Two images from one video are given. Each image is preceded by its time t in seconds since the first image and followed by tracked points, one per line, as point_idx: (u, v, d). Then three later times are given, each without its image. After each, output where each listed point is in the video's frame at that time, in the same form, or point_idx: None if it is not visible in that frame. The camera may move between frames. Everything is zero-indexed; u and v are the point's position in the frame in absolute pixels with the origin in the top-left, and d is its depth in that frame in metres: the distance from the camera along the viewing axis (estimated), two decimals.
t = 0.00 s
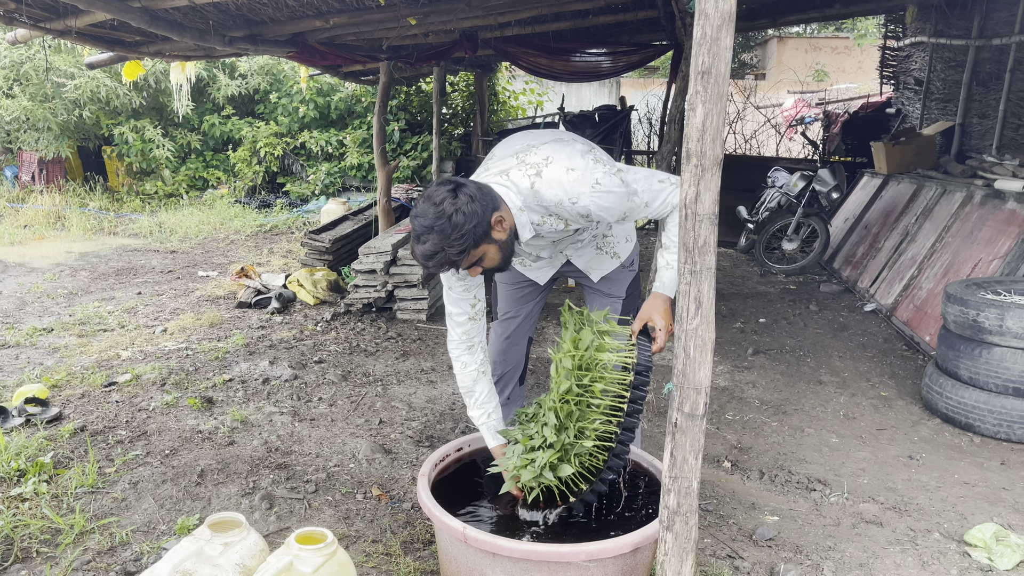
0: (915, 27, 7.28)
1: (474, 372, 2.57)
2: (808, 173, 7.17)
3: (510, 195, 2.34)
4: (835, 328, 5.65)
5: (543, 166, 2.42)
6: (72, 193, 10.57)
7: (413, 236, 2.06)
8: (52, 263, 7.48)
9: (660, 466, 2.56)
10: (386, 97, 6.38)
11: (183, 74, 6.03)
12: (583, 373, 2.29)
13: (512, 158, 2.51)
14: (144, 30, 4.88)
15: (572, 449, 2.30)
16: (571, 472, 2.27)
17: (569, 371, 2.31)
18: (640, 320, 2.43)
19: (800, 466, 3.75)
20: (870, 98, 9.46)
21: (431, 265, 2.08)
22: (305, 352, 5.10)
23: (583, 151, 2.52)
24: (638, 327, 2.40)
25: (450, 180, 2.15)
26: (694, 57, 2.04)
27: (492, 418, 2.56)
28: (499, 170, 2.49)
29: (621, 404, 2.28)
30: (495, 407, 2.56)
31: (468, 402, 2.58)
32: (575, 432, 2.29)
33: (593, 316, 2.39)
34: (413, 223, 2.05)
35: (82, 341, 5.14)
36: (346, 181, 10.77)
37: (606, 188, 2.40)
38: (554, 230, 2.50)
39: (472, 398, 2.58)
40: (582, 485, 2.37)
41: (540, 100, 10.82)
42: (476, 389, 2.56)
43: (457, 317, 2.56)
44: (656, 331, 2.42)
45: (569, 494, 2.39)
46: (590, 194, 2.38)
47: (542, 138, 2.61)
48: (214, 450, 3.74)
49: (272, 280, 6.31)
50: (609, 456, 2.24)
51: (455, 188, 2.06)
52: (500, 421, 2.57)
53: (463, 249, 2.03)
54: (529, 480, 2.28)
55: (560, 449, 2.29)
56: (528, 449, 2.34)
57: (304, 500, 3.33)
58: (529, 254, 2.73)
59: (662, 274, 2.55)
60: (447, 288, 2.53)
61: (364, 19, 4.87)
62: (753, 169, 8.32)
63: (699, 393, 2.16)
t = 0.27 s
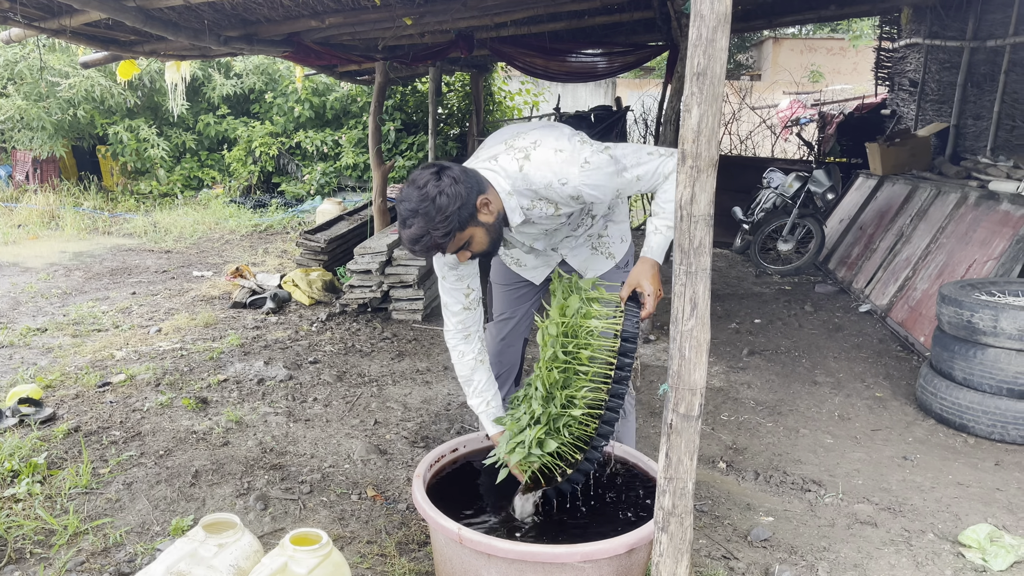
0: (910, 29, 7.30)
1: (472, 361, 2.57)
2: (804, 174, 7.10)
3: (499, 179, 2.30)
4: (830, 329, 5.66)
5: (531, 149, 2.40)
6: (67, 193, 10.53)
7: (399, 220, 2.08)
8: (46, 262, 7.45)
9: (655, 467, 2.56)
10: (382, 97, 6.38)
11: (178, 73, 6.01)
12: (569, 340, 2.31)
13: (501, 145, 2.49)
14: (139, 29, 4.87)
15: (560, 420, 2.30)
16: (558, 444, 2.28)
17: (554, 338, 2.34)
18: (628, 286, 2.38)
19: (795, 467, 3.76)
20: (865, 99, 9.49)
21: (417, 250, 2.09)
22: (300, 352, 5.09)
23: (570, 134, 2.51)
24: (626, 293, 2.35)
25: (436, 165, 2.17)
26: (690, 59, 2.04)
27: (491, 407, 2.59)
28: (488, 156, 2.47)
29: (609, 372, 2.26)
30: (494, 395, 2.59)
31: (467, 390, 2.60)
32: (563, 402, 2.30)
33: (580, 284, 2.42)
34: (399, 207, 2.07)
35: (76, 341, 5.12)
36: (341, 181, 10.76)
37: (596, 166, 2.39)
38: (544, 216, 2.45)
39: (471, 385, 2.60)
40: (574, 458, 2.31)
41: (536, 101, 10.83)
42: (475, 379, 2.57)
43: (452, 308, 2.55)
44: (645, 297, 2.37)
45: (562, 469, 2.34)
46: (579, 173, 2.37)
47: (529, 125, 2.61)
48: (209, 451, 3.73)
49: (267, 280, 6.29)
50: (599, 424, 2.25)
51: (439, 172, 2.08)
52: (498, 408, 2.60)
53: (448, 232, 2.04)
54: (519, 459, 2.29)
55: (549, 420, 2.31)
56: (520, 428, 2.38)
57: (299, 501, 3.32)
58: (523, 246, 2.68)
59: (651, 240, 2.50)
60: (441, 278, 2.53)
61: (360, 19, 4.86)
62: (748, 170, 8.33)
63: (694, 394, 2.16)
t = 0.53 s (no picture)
0: (905, 32, 7.33)
1: (466, 348, 2.57)
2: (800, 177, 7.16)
3: (488, 160, 2.31)
4: (826, 331, 5.67)
5: (520, 131, 2.40)
6: (62, 195, 10.51)
7: (385, 200, 2.12)
8: (42, 265, 7.44)
9: (650, 470, 2.57)
10: (378, 99, 6.39)
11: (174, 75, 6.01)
12: (546, 315, 2.25)
13: (490, 129, 2.49)
14: (135, 31, 4.87)
15: (544, 398, 2.24)
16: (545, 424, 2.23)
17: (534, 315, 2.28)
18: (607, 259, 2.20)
19: (791, 469, 3.76)
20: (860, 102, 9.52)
21: (403, 228, 2.12)
22: (296, 354, 5.08)
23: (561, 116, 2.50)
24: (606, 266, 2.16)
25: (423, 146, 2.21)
26: (686, 62, 2.04)
27: (485, 393, 2.56)
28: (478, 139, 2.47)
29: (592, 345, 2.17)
30: (488, 381, 2.57)
31: (462, 378, 2.58)
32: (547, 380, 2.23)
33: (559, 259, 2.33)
34: (384, 186, 2.11)
35: (72, 343, 5.11)
36: (338, 183, 10.76)
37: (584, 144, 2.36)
38: (534, 199, 2.45)
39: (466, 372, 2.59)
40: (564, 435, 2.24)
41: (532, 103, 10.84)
42: (469, 364, 2.56)
43: (444, 295, 2.58)
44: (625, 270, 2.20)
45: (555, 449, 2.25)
46: (568, 152, 2.34)
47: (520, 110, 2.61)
48: (205, 453, 3.72)
49: (263, 282, 6.29)
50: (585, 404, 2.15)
51: (424, 151, 2.11)
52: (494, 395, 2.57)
53: (432, 210, 2.07)
54: (509, 443, 2.26)
55: (535, 400, 2.26)
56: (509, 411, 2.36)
57: (295, 504, 3.32)
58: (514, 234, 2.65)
59: (632, 213, 2.35)
60: (433, 266, 2.57)
61: (357, 21, 4.87)
62: (745, 173, 8.35)
63: (690, 397, 2.17)
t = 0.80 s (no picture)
0: (901, 36, 7.36)
1: (461, 342, 2.60)
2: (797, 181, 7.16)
3: (473, 145, 2.33)
4: (823, 335, 5.68)
5: (504, 118, 2.42)
6: (59, 199, 10.50)
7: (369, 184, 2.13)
8: (38, 269, 7.43)
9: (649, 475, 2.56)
10: (376, 104, 6.40)
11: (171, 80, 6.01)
12: (520, 294, 2.25)
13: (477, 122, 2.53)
14: (133, 37, 4.87)
15: (524, 379, 2.28)
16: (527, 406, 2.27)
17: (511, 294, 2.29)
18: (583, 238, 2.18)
19: (789, 473, 3.76)
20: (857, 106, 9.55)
21: (388, 212, 2.13)
22: (294, 359, 5.08)
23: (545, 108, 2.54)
24: (582, 245, 2.13)
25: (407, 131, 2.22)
26: (683, 68, 2.05)
27: (479, 386, 2.60)
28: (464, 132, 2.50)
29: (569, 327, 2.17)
30: (483, 375, 2.61)
31: (459, 371, 2.62)
32: (524, 360, 2.27)
33: (535, 237, 2.32)
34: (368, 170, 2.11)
35: (69, 349, 5.10)
36: (335, 188, 10.78)
37: (567, 126, 2.37)
38: (520, 186, 2.40)
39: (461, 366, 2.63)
40: (549, 417, 2.26)
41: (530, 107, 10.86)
42: (464, 359, 2.60)
43: (437, 289, 2.60)
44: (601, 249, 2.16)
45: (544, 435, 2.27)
46: (551, 134, 2.35)
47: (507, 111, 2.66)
48: (202, 459, 3.71)
49: (261, 286, 6.28)
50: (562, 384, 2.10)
51: (407, 134, 2.12)
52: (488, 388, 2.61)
53: (415, 192, 2.07)
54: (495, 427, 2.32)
55: (515, 381, 2.30)
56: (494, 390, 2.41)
57: (292, 509, 3.31)
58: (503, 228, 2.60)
59: (611, 192, 2.37)
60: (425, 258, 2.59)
61: (354, 26, 4.88)
62: (742, 177, 8.36)
63: (688, 402, 2.17)
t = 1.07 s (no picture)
0: (899, 41, 7.38)
1: (451, 345, 2.59)
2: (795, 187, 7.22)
3: (461, 141, 2.34)
4: (822, 340, 5.68)
5: (492, 115, 2.44)
6: (58, 205, 10.51)
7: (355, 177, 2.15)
8: (37, 276, 7.43)
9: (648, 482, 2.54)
10: (375, 110, 6.42)
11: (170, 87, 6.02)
12: (505, 282, 2.25)
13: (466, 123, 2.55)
14: (131, 44, 4.88)
15: (512, 373, 2.28)
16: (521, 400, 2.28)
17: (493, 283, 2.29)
18: (568, 228, 2.18)
19: (788, 479, 3.76)
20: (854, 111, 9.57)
21: (373, 205, 2.13)
22: (292, 366, 5.07)
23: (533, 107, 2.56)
24: (565, 235, 2.14)
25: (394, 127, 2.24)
26: (680, 74, 2.06)
27: (468, 391, 2.58)
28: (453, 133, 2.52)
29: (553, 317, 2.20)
30: (471, 380, 2.59)
31: (447, 373, 2.60)
32: (510, 352, 2.27)
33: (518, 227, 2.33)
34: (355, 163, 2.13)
35: (67, 355, 5.10)
36: (334, 194, 10.80)
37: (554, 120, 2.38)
38: (509, 183, 2.41)
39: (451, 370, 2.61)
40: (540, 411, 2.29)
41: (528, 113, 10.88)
42: (453, 362, 2.58)
43: (428, 291, 2.62)
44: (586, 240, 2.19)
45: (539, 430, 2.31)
46: (538, 128, 2.36)
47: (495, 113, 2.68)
48: (200, 466, 3.71)
49: (259, 292, 6.28)
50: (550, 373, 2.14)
51: (393, 129, 2.14)
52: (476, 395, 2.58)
53: (400, 184, 2.08)
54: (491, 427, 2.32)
55: (502, 374, 2.30)
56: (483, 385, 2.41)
57: (290, 516, 3.30)
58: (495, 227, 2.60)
59: (598, 185, 2.37)
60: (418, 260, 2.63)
61: (352, 33, 4.89)
62: (740, 182, 8.37)
63: (686, 408, 2.16)
